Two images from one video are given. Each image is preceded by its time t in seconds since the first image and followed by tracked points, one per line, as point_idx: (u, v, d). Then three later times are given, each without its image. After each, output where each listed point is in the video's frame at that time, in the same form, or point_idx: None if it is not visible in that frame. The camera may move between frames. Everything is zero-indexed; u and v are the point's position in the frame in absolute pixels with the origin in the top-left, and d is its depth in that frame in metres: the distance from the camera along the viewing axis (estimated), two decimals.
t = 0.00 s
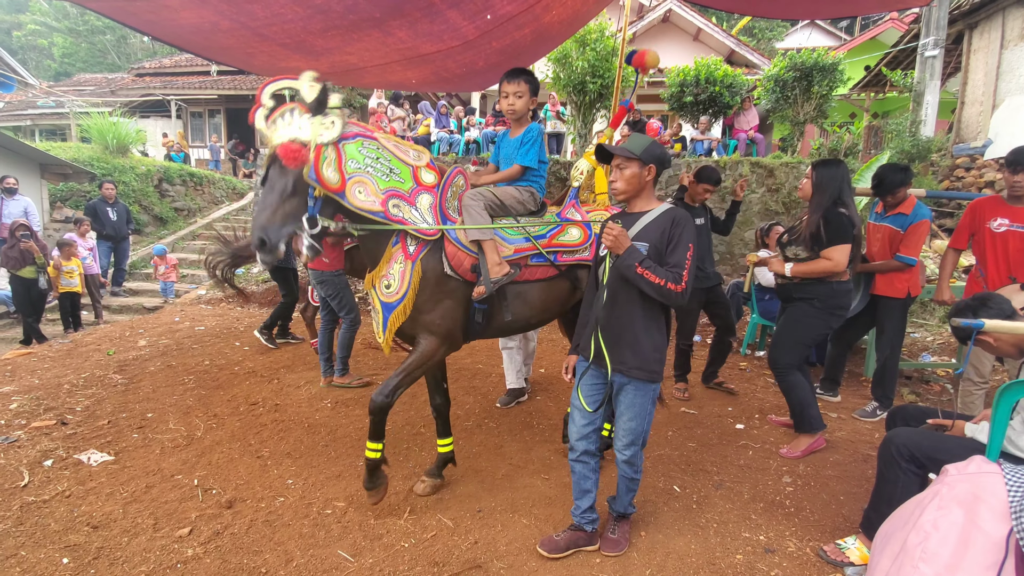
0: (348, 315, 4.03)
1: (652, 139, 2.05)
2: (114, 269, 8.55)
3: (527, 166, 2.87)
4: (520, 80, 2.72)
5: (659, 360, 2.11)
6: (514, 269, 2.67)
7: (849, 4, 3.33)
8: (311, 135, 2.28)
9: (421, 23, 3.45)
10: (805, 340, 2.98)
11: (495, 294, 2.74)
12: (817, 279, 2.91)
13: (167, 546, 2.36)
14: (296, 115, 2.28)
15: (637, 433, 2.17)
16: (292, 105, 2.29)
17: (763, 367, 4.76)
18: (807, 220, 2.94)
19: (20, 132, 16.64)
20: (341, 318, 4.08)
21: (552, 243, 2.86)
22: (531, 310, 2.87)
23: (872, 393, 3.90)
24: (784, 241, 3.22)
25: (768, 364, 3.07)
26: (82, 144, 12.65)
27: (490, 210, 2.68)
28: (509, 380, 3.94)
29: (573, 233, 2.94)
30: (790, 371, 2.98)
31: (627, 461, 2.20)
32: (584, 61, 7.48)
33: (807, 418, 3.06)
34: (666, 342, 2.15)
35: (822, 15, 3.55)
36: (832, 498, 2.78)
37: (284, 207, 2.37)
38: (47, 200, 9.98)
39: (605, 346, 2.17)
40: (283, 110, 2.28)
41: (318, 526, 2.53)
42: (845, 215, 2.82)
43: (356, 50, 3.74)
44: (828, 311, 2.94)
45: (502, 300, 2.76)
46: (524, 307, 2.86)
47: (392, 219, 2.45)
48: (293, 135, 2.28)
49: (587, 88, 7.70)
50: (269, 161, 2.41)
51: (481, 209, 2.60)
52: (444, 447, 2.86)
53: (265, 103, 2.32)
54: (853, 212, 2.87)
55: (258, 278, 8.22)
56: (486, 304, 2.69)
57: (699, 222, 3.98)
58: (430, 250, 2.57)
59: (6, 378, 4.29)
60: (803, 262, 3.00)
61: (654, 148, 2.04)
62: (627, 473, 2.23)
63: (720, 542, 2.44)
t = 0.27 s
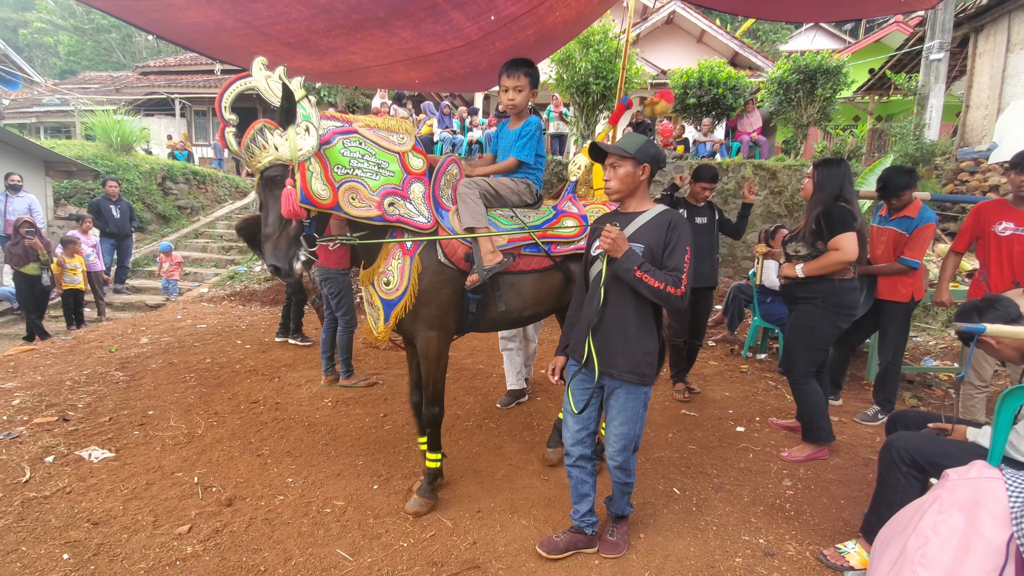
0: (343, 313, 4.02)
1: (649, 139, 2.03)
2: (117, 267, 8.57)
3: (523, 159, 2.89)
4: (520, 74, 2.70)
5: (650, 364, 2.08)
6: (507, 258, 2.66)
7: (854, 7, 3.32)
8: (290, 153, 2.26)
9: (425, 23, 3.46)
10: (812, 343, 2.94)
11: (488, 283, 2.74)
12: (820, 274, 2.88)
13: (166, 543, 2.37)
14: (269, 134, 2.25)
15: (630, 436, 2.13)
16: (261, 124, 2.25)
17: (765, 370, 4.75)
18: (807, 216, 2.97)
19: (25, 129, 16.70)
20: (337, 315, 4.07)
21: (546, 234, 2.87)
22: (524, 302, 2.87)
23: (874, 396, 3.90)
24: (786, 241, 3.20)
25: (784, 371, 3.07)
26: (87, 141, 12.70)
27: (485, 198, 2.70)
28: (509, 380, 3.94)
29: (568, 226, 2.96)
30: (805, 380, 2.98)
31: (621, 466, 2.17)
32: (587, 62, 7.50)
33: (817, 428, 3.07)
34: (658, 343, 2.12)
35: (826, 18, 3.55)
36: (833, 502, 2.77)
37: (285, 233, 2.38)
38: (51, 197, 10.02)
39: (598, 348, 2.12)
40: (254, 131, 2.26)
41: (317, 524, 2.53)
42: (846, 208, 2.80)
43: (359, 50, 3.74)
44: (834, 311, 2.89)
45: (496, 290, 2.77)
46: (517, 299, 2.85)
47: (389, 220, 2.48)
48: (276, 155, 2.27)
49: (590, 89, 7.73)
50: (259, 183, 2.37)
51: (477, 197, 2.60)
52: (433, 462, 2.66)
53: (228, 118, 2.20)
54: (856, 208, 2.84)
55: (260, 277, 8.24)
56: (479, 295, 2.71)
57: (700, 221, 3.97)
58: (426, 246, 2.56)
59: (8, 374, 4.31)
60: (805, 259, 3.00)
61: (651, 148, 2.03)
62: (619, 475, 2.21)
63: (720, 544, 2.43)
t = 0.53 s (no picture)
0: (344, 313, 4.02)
1: (646, 140, 2.02)
2: (118, 266, 8.59)
3: (511, 155, 2.84)
4: (514, 71, 2.74)
5: (644, 368, 2.09)
6: (501, 264, 2.64)
7: (856, 8, 3.32)
8: (289, 146, 2.28)
9: (427, 23, 3.46)
10: (814, 348, 2.94)
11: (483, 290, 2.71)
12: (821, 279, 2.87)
13: (166, 542, 2.37)
14: (270, 125, 2.26)
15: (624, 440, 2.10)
16: (265, 115, 2.27)
17: (766, 372, 4.74)
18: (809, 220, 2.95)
19: (27, 128, 16.72)
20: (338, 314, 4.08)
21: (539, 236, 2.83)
22: (520, 306, 2.83)
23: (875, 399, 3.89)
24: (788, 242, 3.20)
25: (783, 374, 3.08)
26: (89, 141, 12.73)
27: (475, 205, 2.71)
28: (509, 381, 3.94)
29: (561, 226, 2.94)
30: (805, 384, 2.99)
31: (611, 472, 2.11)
32: (589, 63, 7.54)
33: (816, 432, 3.06)
34: (652, 345, 2.12)
35: (828, 19, 3.55)
36: (833, 504, 2.76)
37: (271, 226, 2.33)
38: (53, 196, 10.05)
39: (592, 351, 2.12)
40: (256, 120, 2.26)
41: (316, 524, 2.53)
42: (845, 213, 2.79)
43: (361, 50, 3.75)
44: (836, 315, 2.89)
45: (491, 296, 2.74)
46: (512, 303, 2.82)
47: (381, 226, 2.45)
48: (274, 147, 2.28)
49: (592, 90, 7.76)
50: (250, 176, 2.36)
51: (466, 204, 2.63)
52: (438, 465, 2.65)
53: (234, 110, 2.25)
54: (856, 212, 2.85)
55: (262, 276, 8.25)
56: (474, 301, 2.68)
57: (699, 225, 4.00)
58: (419, 256, 2.55)
59: (9, 372, 4.32)
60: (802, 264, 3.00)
61: (648, 149, 2.01)
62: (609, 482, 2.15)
63: (719, 546, 2.43)
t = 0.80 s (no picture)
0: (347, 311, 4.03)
1: (634, 133, 1.90)
2: (124, 263, 8.63)
3: (514, 152, 2.81)
4: (500, 71, 2.72)
5: (637, 369, 1.93)
6: (498, 257, 2.60)
7: (863, 11, 3.30)
8: (321, 92, 2.39)
9: (432, 23, 3.47)
10: (815, 352, 2.92)
11: (477, 282, 2.70)
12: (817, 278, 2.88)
13: (167, 538, 2.38)
14: (317, 70, 2.41)
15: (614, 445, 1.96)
16: (320, 61, 2.42)
17: (769, 375, 4.72)
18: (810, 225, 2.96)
19: (35, 126, 16.83)
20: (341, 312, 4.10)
21: (539, 235, 2.76)
22: (515, 303, 2.80)
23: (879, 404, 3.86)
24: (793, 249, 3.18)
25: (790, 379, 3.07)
26: (96, 138, 12.81)
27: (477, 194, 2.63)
28: (511, 382, 3.93)
29: (563, 226, 2.84)
30: (813, 390, 2.97)
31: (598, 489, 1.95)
32: (594, 65, 7.51)
33: (819, 437, 3.03)
34: (646, 349, 1.96)
35: (835, 21, 3.53)
36: (835, 509, 2.75)
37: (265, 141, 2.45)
38: (60, 192, 10.11)
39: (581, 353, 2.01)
40: (309, 61, 2.41)
41: (317, 522, 2.53)
42: (838, 220, 2.77)
43: (367, 49, 3.75)
44: (829, 316, 2.88)
45: (485, 290, 2.72)
46: (507, 300, 2.79)
47: (373, 194, 2.44)
48: (305, 86, 2.40)
49: (596, 91, 7.74)
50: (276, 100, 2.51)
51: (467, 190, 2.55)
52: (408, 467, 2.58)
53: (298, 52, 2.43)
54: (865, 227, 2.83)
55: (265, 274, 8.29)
56: (467, 295, 2.67)
57: (698, 229, 4.05)
58: (410, 238, 2.57)
59: (14, 367, 4.34)
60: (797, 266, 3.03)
61: (636, 144, 1.90)
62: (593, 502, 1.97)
63: (720, 549, 2.42)
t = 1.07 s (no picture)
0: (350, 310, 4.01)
1: (630, 129, 1.84)
2: (128, 262, 8.66)
3: (511, 163, 2.78)
4: (499, 79, 2.68)
5: (625, 376, 1.89)
6: (494, 271, 2.59)
7: (868, 11, 3.29)
8: (274, 156, 2.35)
9: (435, 23, 3.47)
10: (818, 351, 2.93)
11: (475, 296, 2.67)
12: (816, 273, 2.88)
13: (170, 536, 2.38)
14: (255, 137, 2.35)
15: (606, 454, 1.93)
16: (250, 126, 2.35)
17: (772, 376, 4.71)
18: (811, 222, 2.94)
19: (40, 125, 16.89)
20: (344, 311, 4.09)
21: (536, 245, 2.76)
22: (513, 314, 2.79)
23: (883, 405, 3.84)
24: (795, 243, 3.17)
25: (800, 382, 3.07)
26: (101, 138, 12.86)
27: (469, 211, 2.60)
28: (513, 382, 3.93)
29: (560, 235, 2.83)
30: (823, 391, 2.96)
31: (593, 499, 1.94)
32: (596, 65, 7.52)
33: (825, 438, 3.02)
34: (636, 355, 1.92)
35: (839, 21, 3.52)
36: (838, 510, 2.74)
37: (265, 233, 2.55)
38: (65, 192, 10.15)
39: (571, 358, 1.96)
40: (243, 133, 2.35)
41: (319, 521, 2.53)
42: (837, 216, 2.76)
43: (370, 49, 3.76)
44: (831, 315, 2.87)
45: (483, 304, 2.69)
46: (505, 311, 2.77)
47: (368, 228, 2.52)
48: (261, 157, 2.36)
49: (599, 91, 7.75)
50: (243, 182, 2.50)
51: (461, 209, 2.55)
52: (355, 456, 2.54)
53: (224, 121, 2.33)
54: (865, 221, 2.82)
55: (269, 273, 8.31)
56: (466, 308, 2.63)
57: (696, 227, 4.04)
58: (406, 253, 2.55)
59: (19, 366, 4.36)
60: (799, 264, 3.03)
61: (632, 139, 1.84)
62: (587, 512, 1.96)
63: (723, 550, 2.41)
